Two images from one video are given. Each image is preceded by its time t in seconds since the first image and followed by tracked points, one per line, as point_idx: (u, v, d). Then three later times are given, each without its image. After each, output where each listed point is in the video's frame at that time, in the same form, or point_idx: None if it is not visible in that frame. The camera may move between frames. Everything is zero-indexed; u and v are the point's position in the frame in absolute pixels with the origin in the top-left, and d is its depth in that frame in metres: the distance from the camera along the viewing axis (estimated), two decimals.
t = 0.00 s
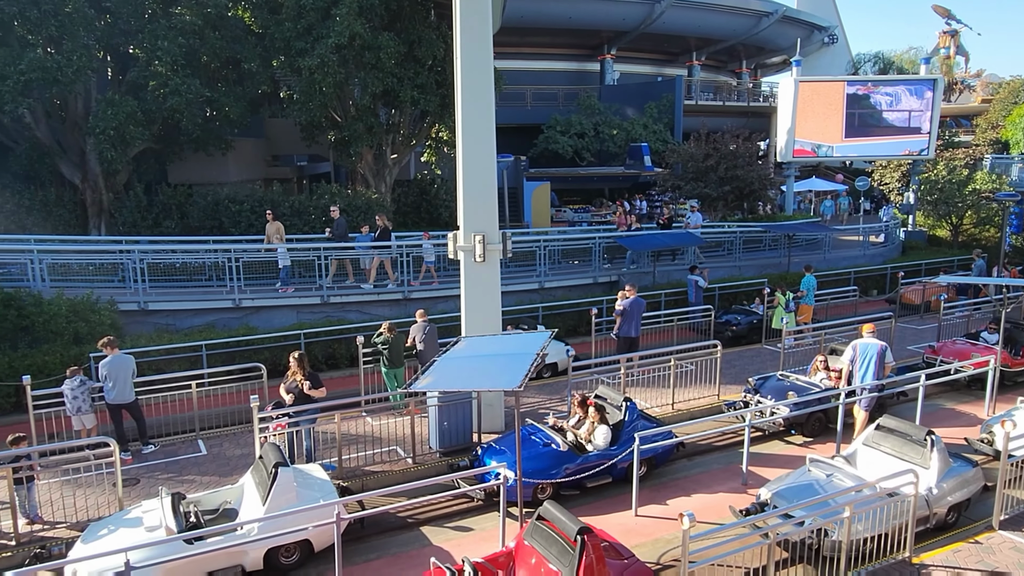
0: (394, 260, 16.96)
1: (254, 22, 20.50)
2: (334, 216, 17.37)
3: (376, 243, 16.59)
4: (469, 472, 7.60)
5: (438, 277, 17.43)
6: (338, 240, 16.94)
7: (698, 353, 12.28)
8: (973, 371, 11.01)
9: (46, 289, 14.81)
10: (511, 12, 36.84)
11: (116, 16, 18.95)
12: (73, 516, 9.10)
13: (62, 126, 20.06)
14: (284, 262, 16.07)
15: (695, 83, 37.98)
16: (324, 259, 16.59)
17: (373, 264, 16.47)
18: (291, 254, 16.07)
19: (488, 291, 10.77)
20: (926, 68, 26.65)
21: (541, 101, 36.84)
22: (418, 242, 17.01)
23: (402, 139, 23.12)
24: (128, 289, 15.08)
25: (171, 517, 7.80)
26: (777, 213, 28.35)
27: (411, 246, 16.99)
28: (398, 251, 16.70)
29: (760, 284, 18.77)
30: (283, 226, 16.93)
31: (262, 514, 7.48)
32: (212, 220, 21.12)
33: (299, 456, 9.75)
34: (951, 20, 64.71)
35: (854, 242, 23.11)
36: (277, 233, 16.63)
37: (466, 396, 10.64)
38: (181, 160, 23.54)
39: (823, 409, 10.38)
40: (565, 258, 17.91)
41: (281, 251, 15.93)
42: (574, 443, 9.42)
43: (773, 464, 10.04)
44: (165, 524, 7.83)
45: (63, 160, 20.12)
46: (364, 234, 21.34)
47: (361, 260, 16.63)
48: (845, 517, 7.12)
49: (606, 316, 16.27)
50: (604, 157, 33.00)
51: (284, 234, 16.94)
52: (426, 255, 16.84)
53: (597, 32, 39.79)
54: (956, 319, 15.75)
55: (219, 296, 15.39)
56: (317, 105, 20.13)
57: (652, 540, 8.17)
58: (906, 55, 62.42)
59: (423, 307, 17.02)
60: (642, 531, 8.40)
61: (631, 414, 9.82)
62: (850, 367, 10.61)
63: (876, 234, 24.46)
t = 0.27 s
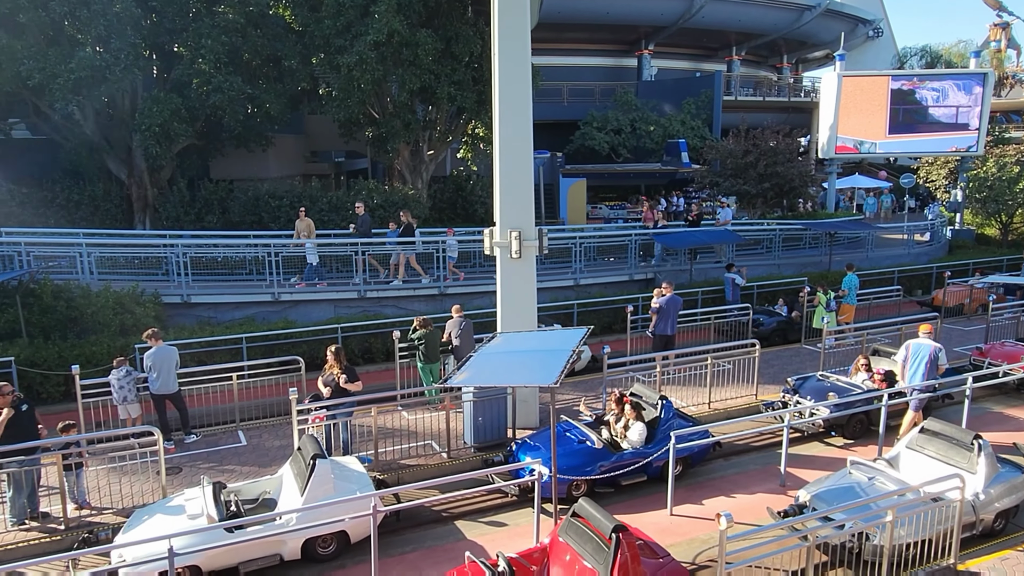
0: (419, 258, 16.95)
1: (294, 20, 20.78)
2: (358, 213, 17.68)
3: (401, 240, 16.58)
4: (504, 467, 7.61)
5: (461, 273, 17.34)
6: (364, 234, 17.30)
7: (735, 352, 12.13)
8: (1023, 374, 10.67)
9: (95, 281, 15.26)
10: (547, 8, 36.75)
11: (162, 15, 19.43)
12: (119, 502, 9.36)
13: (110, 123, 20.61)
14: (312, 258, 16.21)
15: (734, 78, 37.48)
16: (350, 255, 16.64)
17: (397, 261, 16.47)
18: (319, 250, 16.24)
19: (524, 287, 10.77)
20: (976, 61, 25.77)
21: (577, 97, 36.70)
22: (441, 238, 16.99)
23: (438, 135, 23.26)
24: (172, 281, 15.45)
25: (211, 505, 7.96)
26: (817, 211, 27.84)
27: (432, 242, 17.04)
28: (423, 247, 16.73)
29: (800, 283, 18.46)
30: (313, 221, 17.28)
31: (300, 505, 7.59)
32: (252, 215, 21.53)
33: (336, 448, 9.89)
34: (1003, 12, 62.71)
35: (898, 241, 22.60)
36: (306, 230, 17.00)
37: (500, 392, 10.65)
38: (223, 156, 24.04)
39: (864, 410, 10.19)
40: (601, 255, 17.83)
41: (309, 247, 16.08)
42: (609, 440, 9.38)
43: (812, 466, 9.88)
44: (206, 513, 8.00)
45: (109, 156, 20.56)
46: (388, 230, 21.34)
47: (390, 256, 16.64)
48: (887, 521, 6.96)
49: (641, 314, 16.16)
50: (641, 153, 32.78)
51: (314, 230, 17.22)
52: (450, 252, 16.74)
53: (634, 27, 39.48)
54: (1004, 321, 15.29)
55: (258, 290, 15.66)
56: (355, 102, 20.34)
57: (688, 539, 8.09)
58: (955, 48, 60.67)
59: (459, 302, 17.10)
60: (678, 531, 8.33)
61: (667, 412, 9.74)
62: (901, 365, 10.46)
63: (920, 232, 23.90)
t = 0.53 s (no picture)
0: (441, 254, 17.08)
1: (332, 17, 20.98)
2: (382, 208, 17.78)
3: (424, 235, 16.72)
4: (538, 462, 7.60)
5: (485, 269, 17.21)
6: (388, 228, 17.40)
7: (773, 350, 11.95)
8: None
9: (138, 274, 15.64)
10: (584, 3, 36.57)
11: (204, 13, 19.82)
12: (162, 489, 9.60)
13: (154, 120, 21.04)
14: (338, 252, 16.30)
15: (773, 72, 36.89)
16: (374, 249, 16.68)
17: (421, 256, 16.58)
18: (345, 245, 16.35)
19: (558, 283, 10.75)
20: None
21: (612, 92, 36.50)
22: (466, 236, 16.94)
23: (473, 130, 23.32)
24: (212, 275, 15.76)
25: (250, 494, 8.12)
26: (858, 206, 27.27)
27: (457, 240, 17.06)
28: (447, 243, 16.75)
29: (841, 280, 18.09)
30: (338, 215, 17.25)
31: (336, 496, 7.68)
32: (290, 210, 21.88)
33: (371, 440, 10.00)
34: None
35: (942, 238, 22.03)
36: (332, 223, 16.86)
37: (534, 386, 10.66)
38: (262, 152, 24.44)
39: (906, 411, 9.99)
40: (636, 251, 17.72)
41: (335, 240, 16.16)
42: (644, 437, 9.33)
43: (851, 467, 9.70)
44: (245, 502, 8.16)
45: (154, 152, 21.39)
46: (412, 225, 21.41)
47: (418, 251, 16.69)
48: (931, 525, 6.79)
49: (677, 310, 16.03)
50: (677, 149, 32.49)
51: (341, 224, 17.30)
52: (474, 247, 16.71)
53: (671, 21, 39.07)
54: None
55: (296, 284, 15.89)
56: (392, 98, 20.49)
57: (723, 539, 8.01)
58: (1005, 40, 58.80)
59: (493, 297, 17.15)
60: (713, 530, 8.25)
61: (703, 409, 9.64)
62: (960, 362, 10.34)
63: (967, 229, 23.25)
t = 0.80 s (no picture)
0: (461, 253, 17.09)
1: (364, 13, 21.07)
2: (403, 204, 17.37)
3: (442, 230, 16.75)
4: (566, 458, 7.58)
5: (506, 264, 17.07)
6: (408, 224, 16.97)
7: (807, 349, 11.77)
8: None
9: (175, 268, 15.94)
10: None
11: (239, 10, 20.00)
12: (198, 479, 9.78)
13: (190, 116, 21.36)
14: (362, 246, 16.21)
15: (809, 66, 36.30)
16: (392, 245, 16.69)
17: (436, 254, 16.58)
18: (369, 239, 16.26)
19: (590, 279, 10.71)
20: None
21: (644, 87, 36.24)
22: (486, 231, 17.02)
23: (504, 126, 23.33)
24: (247, 269, 16.00)
25: (283, 485, 8.23)
26: (896, 203, 26.74)
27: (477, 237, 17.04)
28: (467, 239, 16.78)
29: (878, 278, 17.75)
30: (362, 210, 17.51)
31: (367, 489, 7.76)
32: (322, 205, 22.13)
33: (402, 434, 10.08)
34: None
35: (984, 235, 21.49)
36: (356, 217, 17.13)
37: (565, 381, 10.65)
38: (296, 148, 24.73)
39: (945, 412, 9.76)
40: (668, 248, 17.58)
41: (359, 235, 16.11)
42: (674, 435, 9.25)
43: (888, 468, 9.52)
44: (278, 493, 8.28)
45: (190, 148, 21.69)
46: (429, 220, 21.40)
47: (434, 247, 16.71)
48: (970, 529, 6.63)
49: (709, 308, 15.88)
50: (710, 144, 32.17)
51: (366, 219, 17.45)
52: (494, 243, 16.79)
53: (705, 15, 38.63)
54: None
55: (328, 278, 16.06)
56: (423, 94, 20.56)
57: (754, 538, 7.92)
58: None
59: (523, 293, 17.16)
60: (744, 529, 8.16)
61: (735, 408, 9.52)
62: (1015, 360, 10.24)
63: (1010, 227, 22.64)
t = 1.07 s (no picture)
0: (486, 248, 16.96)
1: (400, 11, 21.19)
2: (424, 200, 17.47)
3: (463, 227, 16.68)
4: (601, 455, 7.56)
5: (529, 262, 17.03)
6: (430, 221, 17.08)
7: (847, 348, 11.54)
8: None
9: (216, 264, 16.27)
10: None
11: (278, 9, 20.25)
12: (237, 470, 9.95)
13: (230, 114, 21.71)
14: (388, 242, 16.40)
15: (851, 60, 35.54)
16: (420, 241, 16.76)
17: (463, 252, 16.54)
18: (395, 235, 16.43)
19: (625, 276, 10.64)
20: None
21: (681, 82, 35.89)
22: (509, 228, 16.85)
23: (539, 123, 23.30)
24: (285, 265, 16.24)
25: (321, 478, 8.35)
26: (941, 200, 26.04)
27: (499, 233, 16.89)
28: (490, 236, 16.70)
29: (922, 277, 17.34)
30: (386, 207, 17.56)
31: (402, 482, 7.83)
32: (359, 201, 22.37)
33: (436, 429, 10.15)
34: None
35: None
36: (380, 214, 17.11)
37: (599, 379, 10.60)
38: (333, 145, 25.03)
39: (992, 414, 9.49)
40: (705, 245, 17.38)
41: (384, 231, 16.23)
42: (710, 434, 9.15)
43: (931, 472, 9.29)
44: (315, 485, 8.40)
45: (230, 145, 22.02)
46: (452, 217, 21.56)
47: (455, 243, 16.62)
48: (1018, 535, 6.44)
49: (746, 306, 15.67)
50: (747, 140, 31.74)
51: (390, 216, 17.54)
52: (516, 242, 16.54)
53: (744, 9, 38.06)
54: None
55: (363, 275, 16.22)
56: (459, 91, 20.64)
57: (792, 540, 7.80)
58: None
59: (558, 290, 17.13)
60: (781, 530, 8.04)
61: (772, 407, 9.38)
62: None
63: None
